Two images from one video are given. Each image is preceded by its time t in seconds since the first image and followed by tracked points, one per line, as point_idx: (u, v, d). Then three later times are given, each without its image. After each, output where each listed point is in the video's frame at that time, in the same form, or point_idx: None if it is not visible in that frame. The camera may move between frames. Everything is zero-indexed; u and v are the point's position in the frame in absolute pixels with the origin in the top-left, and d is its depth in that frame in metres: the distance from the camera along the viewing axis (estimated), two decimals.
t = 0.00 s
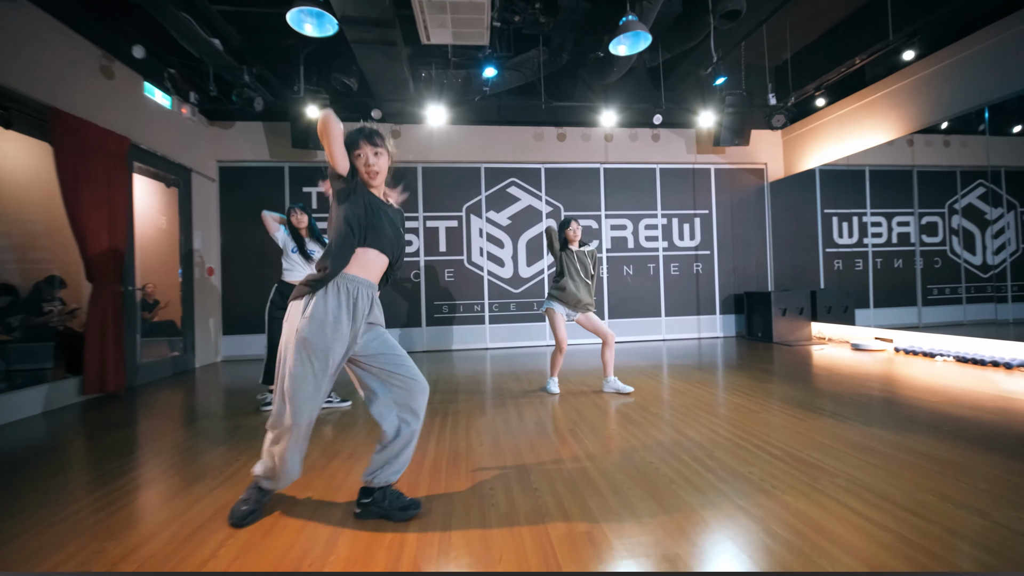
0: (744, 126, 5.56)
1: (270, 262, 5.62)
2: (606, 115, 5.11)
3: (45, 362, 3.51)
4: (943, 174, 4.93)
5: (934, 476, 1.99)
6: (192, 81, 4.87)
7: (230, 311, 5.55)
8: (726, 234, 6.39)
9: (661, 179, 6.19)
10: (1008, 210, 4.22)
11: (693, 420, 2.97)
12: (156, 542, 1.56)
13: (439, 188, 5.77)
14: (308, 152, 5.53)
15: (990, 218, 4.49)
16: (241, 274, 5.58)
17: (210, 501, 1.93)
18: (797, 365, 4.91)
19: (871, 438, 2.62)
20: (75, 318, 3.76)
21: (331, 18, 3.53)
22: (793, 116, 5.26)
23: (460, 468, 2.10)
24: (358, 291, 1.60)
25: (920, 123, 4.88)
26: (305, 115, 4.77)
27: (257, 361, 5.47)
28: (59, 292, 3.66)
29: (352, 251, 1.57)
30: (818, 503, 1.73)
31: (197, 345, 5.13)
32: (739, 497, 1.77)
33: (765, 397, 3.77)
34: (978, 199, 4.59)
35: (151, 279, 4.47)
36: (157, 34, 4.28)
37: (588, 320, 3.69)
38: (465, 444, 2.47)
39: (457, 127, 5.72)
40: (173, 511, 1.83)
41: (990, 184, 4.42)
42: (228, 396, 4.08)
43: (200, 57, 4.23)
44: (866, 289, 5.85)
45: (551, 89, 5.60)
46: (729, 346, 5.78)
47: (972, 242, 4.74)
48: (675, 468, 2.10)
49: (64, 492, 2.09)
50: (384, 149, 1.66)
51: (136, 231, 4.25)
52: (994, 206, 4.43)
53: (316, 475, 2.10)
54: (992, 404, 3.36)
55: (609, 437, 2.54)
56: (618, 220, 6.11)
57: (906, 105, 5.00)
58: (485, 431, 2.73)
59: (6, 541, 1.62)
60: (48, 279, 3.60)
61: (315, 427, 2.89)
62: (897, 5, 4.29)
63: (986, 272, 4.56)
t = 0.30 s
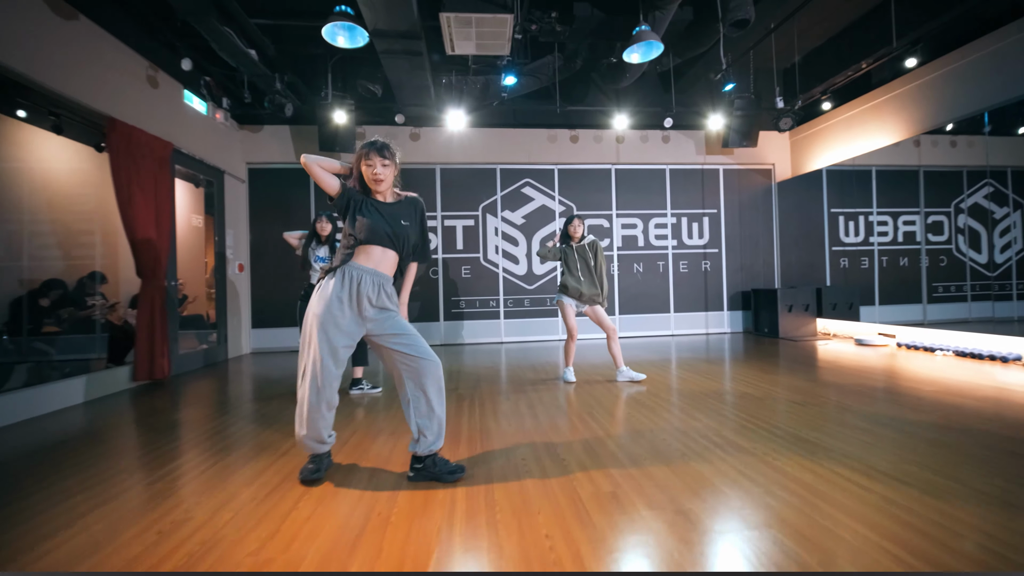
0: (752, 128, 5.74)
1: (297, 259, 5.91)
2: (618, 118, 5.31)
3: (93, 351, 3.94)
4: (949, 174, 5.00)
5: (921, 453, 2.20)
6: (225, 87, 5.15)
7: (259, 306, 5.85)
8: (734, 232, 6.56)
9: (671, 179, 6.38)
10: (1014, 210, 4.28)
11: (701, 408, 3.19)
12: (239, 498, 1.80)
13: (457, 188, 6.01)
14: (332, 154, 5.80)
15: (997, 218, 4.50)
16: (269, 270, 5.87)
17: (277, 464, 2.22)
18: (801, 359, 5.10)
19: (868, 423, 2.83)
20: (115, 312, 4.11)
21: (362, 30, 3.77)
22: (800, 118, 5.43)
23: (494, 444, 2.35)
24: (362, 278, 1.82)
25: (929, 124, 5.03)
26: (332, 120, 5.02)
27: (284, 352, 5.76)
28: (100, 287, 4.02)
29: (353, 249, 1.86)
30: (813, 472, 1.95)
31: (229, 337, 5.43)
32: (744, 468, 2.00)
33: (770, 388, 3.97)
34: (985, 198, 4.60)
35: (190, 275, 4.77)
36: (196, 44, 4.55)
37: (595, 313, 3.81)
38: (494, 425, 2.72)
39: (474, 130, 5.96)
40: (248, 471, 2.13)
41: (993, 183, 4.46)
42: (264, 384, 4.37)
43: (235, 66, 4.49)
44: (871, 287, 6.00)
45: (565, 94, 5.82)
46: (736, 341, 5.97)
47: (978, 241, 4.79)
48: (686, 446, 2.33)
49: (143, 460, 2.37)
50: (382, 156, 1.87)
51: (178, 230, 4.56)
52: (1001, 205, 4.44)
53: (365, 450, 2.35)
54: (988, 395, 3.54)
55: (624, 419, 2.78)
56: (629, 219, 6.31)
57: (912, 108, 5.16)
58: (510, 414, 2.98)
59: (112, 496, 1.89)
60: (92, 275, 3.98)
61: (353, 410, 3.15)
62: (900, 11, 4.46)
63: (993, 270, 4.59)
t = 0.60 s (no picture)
0: (760, 125, 5.86)
1: (314, 253, 6.06)
2: (629, 116, 5.44)
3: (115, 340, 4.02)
4: (954, 172, 5.14)
5: (923, 430, 2.35)
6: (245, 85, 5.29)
7: (277, 298, 6.00)
8: (741, 228, 6.69)
9: (679, 176, 6.51)
10: (1017, 207, 4.44)
11: (713, 394, 3.33)
12: (295, 465, 1.96)
13: (469, 184, 6.15)
14: (349, 150, 5.94)
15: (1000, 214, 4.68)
16: (287, 264, 6.03)
17: (325, 435, 2.41)
18: (807, 351, 5.24)
19: (875, 407, 2.96)
20: (138, 303, 4.29)
21: (384, 30, 3.91)
22: (807, 116, 5.54)
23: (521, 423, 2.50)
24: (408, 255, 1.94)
25: (931, 123, 5.13)
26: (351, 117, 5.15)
27: (302, 343, 5.92)
28: (124, 279, 4.18)
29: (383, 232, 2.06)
30: (822, 446, 2.09)
31: (250, 328, 5.59)
32: (758, 442, 2.15)
33: (777, 377, 4.10)
34: (989, 195, 4.76)
35: (213, 267, 4.93)
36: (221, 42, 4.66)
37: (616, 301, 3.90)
38: (518, 408, 2.87)
39: (487, 127, 6.09)
40: (300, 441, 2.32)
41: (998, 180, 4.63)
42: (287, 372, 4.52)
43: (258, 65, 4.63)
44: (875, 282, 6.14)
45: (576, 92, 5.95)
46: (743, 334, 6.10)
47: (981, 238, 4.96)
48: (702, 423, 2.48)
49: (193, 436, 2.54)
50: (392, 139, 2.00)
51: (204, 223, 4.72)
52: (1004, 202, 4.61)
53: (397, 428, 2.51)
54: (988, 382, 3.67)
55: (640, 402, 2.92)
56: (638, 214, 6.44)
57: (914, 107, 5.29)
58: (531, 398, 3.12)
59: (174, 467, 2.06)
60: (115, 268, 4.11)
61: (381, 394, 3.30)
62: (906, 11, 4.57)
63: (995, 266, 4.74)
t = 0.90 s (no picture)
0: (771, 122, 5.91)
1: (330, 249, 6.12)
2: (643, 113, 5.50)
3: (138, 334, 4.09)
4: (963, 169, 5.19)
5: (948, 422, 2.41)
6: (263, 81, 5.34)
7: (294, 293, 6.07)
8: (751, 224, 6.74)
9: (690, 172, 6.56)
10: None
11: (734, 386, 3.39)
12: (345, 445, 2.04)
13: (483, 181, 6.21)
14: (364, 147, 6.01)
15: (1008, 211, 4.74)
16: (303, 259, 6.09)
17: (366, 421, 2.47)
18: (819, 345, 5.30)
19: (896, 400, 3.02)
20: (156, 298, 4.26)
21: (406, 27, 3.93)
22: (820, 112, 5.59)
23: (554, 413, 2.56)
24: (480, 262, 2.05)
25: (944, 119, 5.18)
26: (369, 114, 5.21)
27: (319, 338, 5.99)
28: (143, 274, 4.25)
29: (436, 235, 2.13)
30: (851, 433, 2.15)
31: (267, 322, 5.65)
32: (790, 430, 2.20)
33: (792, 371, 4.16)
34: (997, 192, 4.82)
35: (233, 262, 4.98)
36: (243, 39, 4.72)
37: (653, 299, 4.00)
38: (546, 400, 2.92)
39: (501, 124, 6.15)
40: (341, 425, 2.39)
41: (1006, 176, 4.71)
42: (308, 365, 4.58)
43: (279, 62, 4.68)
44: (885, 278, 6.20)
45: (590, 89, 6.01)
46: (754, 329, 6.15)
47: (990, 234, 4.99)
48: (730, 413, 2.54)
49: (237, 420, 2.61)
50: (451, 143, 2.09)
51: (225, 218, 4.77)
52: (1012, 199, 4.66)
53: (439, 414, 2.57)
54: (1003, 374, 3.73)
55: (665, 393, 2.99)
56: (650, 211, 6.50)
57: (927, 103, 5.33)
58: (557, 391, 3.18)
59: (227, 447, 2.14)
60: (134, 263, 4.20)
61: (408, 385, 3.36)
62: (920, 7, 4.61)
63: (1003, 262, 4.83)
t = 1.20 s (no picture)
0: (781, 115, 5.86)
1: (336, 245, 6.07)
2: (652, 106, 5.45)
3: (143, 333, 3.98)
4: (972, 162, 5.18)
5: (973, 415, 2.39)
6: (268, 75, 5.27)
7: (300, 290, 6.02)
8: (759, 218, 6.71)
9: (698, 166, 6.52)
10: None
11: (751, 381, 3.36)
12: (370, 443, 2.01)
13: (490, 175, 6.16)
14: (370, 141, 5.95)
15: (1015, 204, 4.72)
16: (309, 255, 6.03)
17: (385, 419, 2.43)
18: (829, 338, 5.28)
19: (915, 393, 3.00)
20: (161, 295, 4.18)
21: (416, 18, 3.84)
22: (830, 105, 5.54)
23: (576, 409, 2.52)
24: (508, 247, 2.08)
25: (954, 111, 5.14)
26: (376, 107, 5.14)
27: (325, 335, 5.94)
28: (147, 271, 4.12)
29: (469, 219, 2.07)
30: (880, 428, 2.13)
31: (273, 319, 5.60)
32: (817, 425, 2.18)
33: (806, 365, 4.14)
34: (1005, 185, 4.79)
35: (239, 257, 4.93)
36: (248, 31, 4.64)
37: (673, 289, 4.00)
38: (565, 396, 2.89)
39: (508, 118, 6.10)
40: (360, 424, 2.34)
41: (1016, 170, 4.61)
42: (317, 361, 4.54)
43: (284, 54, 4.61)
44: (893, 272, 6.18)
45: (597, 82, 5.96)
46: (763, 323, 6.13)
47: (997, 227, 4.96)
48: (752, 407, 2.51)
49: (253, 418, 2.56)
50: (481, 121, 2.05)
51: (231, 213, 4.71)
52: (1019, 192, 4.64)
53: (461, 409, 2.54)
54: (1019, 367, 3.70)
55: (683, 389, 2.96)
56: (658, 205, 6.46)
57: (938, 96, 5.30)
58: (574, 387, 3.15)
59: (247, 446, 2.10)
60: (138, 260, 4.07)
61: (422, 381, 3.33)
62: None
63: (1009, 256, 4.79)
